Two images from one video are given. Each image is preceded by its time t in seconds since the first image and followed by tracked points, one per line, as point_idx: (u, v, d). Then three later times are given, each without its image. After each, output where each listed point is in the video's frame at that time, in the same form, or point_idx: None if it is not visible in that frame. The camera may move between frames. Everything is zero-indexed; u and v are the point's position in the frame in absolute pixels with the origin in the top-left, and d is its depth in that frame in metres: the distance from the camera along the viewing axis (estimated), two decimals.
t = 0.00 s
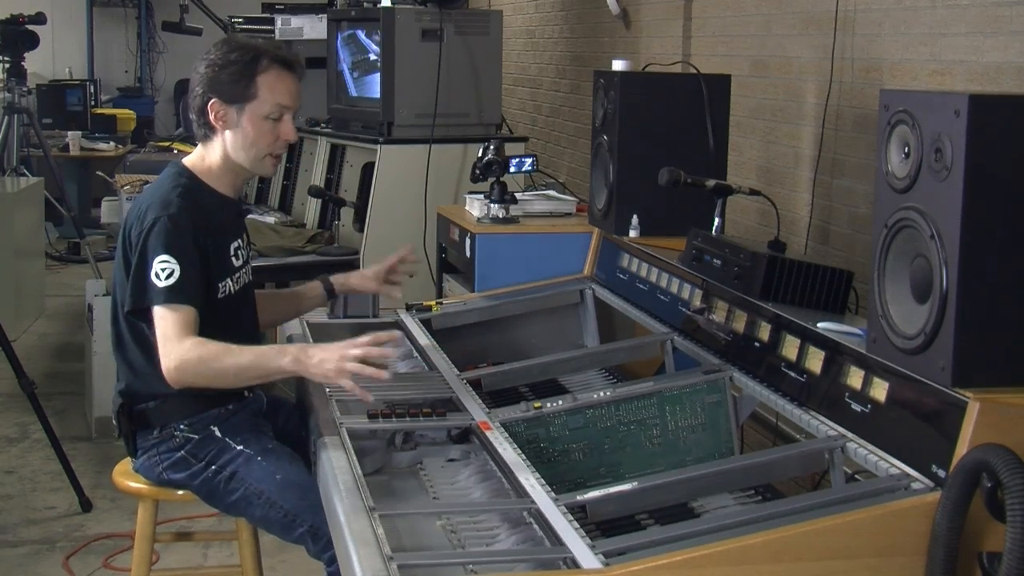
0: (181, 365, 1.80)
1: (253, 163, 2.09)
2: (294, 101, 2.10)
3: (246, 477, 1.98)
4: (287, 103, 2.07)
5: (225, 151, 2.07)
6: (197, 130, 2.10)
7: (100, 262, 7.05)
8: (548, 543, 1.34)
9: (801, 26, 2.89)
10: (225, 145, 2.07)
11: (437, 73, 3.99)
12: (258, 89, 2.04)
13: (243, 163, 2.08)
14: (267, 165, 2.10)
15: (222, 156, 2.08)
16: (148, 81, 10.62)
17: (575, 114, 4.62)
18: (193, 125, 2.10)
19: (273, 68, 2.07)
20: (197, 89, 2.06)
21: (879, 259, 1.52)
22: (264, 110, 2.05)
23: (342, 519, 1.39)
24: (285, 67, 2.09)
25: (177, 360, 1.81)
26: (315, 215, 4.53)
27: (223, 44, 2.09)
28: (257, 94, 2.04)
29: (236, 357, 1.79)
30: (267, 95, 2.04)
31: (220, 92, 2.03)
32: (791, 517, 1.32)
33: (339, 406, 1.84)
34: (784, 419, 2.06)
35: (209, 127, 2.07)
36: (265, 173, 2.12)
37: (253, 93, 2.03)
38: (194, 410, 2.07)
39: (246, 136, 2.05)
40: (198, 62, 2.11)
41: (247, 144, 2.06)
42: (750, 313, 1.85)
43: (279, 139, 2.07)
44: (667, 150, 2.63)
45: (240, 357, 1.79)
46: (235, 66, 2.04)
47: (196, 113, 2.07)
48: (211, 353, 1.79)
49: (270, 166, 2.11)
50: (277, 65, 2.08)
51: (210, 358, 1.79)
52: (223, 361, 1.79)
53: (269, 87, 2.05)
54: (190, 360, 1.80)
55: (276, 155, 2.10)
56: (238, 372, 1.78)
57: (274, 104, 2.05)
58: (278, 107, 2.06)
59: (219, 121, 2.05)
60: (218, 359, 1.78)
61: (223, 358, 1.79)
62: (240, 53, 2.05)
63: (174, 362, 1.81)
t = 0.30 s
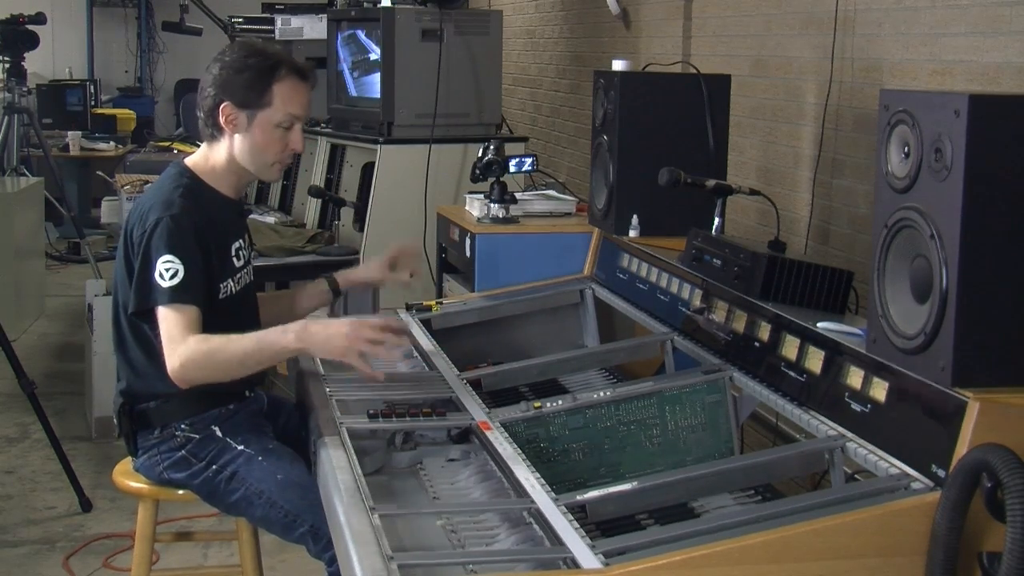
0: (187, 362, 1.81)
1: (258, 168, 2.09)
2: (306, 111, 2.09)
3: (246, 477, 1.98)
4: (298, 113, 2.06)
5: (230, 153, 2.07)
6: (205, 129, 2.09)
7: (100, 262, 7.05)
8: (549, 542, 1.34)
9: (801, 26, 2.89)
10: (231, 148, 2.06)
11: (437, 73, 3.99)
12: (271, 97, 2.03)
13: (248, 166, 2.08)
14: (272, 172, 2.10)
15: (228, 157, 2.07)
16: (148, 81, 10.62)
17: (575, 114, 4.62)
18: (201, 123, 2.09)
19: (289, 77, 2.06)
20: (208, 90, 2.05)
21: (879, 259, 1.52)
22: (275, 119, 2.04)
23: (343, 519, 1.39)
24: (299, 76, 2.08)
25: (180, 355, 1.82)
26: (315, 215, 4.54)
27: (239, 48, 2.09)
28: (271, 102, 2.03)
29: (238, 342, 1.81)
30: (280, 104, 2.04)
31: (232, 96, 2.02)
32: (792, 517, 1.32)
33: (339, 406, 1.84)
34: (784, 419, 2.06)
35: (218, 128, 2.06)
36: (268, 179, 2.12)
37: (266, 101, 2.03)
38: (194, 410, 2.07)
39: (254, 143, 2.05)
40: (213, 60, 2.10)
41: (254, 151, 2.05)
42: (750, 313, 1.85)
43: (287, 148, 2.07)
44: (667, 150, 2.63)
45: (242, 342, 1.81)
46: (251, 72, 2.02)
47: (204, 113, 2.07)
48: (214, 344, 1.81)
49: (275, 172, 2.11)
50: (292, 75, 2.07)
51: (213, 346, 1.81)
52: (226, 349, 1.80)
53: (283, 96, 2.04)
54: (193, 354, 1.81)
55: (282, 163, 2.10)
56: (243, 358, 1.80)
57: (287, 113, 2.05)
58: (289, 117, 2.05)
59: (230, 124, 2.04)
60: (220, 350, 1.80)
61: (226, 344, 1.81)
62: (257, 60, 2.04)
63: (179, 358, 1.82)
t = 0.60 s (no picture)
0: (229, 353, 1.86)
1: (264, 163, 2.09)
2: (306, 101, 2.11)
3: (246, 477, 1.98)
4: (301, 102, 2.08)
5: (234, 152, 2.06)
6: (203, 133, 2.08)
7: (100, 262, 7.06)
8: (548, 543, 1.34)
9: (801, 26, 2.89)
10: (235, 147, 2.06)
11: (437, 73, 3.99)
12: (273, 90, 2.05)
13: (253, 163, 2.08)
14: (279, 165, 2.11)
15: (232, 157, 2.07)
16: (148, 81, 10.62)
17: (575, 114, 4.62)
18: (198, 127, 2.08)
19: (286, 70, 2.08)
20: (206, 93, 2.05)
21: (879, 259, 1.52)
22: (279, 111, 2.05)
23: (343, 519, 1.39)
24: (295, 68, 2.10)
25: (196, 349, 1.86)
26: (315, 215, 4.54)
27: (230, 47, 2.08)
28: (273, 95, 2.04)
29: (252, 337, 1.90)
30: (282, 96, 2.05)
31: (233, 95, 2.02)
32: (792, 517, 1.32)
33: (339, 406, 1.84)
34: (784, 419, 2.06)
35: (221, 130, 2.05)
36: (275, 173, 2.13)
37: (269, 93, 2.04)
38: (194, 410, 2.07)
39: (262, 136, 2.05)
40: (204, 64, 2.09)
41: (261, 144, 2.06)
42: (750, 313, 1.85)
43: (292, 139, 2.09)
44: (667, 150, 2.63)
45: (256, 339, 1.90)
46: (250, 69, 2.03)
47: (203, 116, 2.06)
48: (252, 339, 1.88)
49: (280, 165, 2.12)
50: (289, 67, 2.08)
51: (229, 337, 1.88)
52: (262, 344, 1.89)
53: (283, 88, 2.05)
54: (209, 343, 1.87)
55: (287, 156, 2.11)
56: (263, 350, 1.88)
57: (289, 104, 2.06)
58: (292, 108, 2.07)
59: (233, 124, 2.04)
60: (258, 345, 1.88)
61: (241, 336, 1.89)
62: (252, 56, 2.05)
63: (203, 361, 1.84)
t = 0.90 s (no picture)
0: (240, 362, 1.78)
1: (259, 164, 2.09)
2: (298, 101, 2.10)
3: (247, 477, 1.98)
4: (292, 102, 2.07)
5: (227, 153, 2.07)
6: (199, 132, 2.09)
7: (100, 262, 7.06)
8: (549, 543, 1.34)
9: (801, 26, 2.89)
10: (228, 148, 2.06)
11: (437, 73, 3.99)
12: (263, 90, 2.04)
13: (246, 164, 2.08)
14: (273, 167, 2.10)
15: (225, 158, 2.07)
16: (148, 81, 10.62)
17: (575, 114, 4.62)
18: (195, 127, 2.09)
19: (277, 69, 2.07)
20: (201, 92, 2.05)
21: (879, 259, 1.52)
22: (270, 111, 2.05)
23: (343, 519, 1.38)
24: (289, 67, 2.09)
25: (228, 362, 1.78)
26: (315, 215, 4.54)
27: (224, 46, 2.09)
28: (263, 95, 2.04)
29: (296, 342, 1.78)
30: (273, 95, 2.04)
31: (232, 95, 2.02)
32: (792, 518, 1.32)
33: (339, 406, 1.84)
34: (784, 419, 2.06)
35: (214, 130, 2.06)
36: (270, 175, 2.12)
37: (258, 93, 2.03)
38: (194, 410, 2.07)
39: (252, 136, 2.05)
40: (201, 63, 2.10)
41: (252, 145, 2.05)
42: (750, 313, 1.85)
43: (284, 139, 2.08)
44: (666, 150, 2.63)
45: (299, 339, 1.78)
46: (241, 68, 2.03)
47: (198, 116, 2.07)
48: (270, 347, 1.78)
49: (271, 167, 2.10)
50: (281, 66, 2.08)
51: (269, 354, 1.78)
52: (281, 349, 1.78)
53: (273, 87, 2.05)
54: (243, 356, 1.78)
55: (281, 156, 2.10)
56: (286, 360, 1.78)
57: (280, 104, 2.05)
58: (283, 108, 2.06)
59: (224, 124, 2.04)
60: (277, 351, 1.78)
61: (283, 349, 1.78)
62: (243, 55, 2.05)
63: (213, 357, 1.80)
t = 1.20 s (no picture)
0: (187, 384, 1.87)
1: (266, 168, 2.09)
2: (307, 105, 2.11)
3: (246, 476, 1.98)
4: (302, 106, 2.07)
5: (235, 156, 2.06)
6: (206, 136, 2.08)
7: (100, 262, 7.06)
8: (548, 543, 1.34)
9: (801, 26, 2.89)
10: (235, 152, 2.06)
11: (437, 74, 3.99)
12: (273, 93, 2.04)
13: (255, 168, 2.08)
14: (280, 171, 2.10)
15: (233, 161, 2.07)
16: (147, 81, 10.62)
17: (575, 114, 4.62)
18: (202, 131, 2.08)
19: (286, 73, 2.07)
20: (209, 97, 2.05)
21: (879, 259, 1.52)
22: (280, 115, 2.05)
23: (342, 519, 1.38)
24: (297, 71, 2.09)
25: (178, 384, 1.87)
26: (315, 215, 4.54)
27: (232, 50, 2.09)
28: (273, 99, 2.04)
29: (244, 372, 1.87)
30: (282, 99, 2.05)
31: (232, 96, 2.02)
32: (791, 518, 1.32)
33: (339, 406, 1.84)
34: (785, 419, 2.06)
35: (222, 134, 2.06)
36: (278, 178, 2.12)
37: (268, 97, 2.04)
38: (192, 410, 2.07)
39: (262, 140, 2.05)
40: (208, 66, 2.09)
41: (261, 148, 2.05)
42: (750, 313, 1.85)
43: (293, 143, 2.08)
44: (666, 150, 2.63)
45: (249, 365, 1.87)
46: (249, 72, 2.03)
47: (206, 120, 2.06)
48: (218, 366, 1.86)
49: (282, 170, 2.10)
50: (290, 70, 2.08)
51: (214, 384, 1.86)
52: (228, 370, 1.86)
53: (283, 91, 2.05)
54: (191, 381, 1.86)
55: (289, 160, 2.10)
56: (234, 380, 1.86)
57: (289, 108, 2.05)
58: (293, 112, 2.06)
59: (233, 127, 2.04)
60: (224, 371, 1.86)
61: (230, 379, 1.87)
62: (252, 59, 2.05)
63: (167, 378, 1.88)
